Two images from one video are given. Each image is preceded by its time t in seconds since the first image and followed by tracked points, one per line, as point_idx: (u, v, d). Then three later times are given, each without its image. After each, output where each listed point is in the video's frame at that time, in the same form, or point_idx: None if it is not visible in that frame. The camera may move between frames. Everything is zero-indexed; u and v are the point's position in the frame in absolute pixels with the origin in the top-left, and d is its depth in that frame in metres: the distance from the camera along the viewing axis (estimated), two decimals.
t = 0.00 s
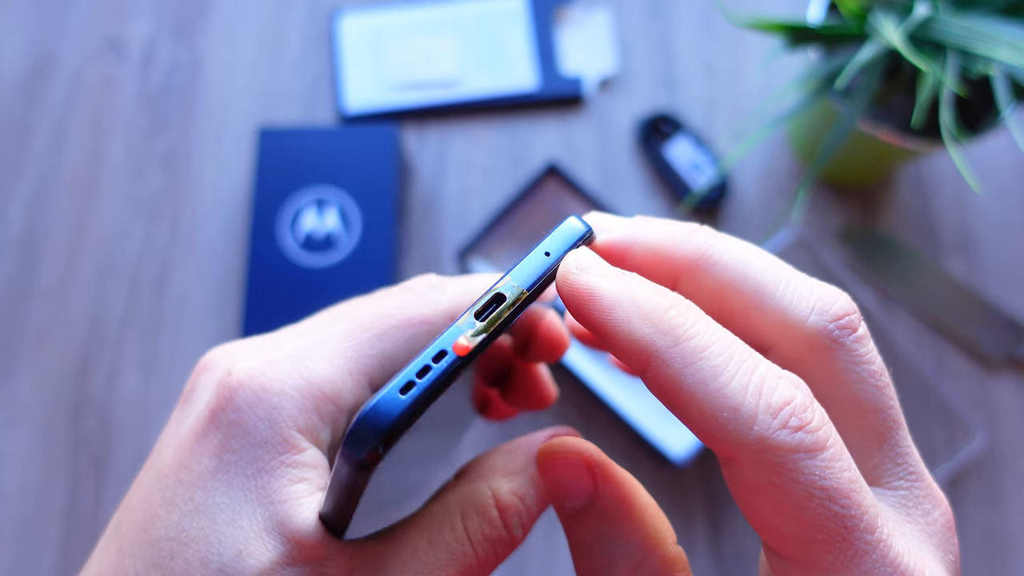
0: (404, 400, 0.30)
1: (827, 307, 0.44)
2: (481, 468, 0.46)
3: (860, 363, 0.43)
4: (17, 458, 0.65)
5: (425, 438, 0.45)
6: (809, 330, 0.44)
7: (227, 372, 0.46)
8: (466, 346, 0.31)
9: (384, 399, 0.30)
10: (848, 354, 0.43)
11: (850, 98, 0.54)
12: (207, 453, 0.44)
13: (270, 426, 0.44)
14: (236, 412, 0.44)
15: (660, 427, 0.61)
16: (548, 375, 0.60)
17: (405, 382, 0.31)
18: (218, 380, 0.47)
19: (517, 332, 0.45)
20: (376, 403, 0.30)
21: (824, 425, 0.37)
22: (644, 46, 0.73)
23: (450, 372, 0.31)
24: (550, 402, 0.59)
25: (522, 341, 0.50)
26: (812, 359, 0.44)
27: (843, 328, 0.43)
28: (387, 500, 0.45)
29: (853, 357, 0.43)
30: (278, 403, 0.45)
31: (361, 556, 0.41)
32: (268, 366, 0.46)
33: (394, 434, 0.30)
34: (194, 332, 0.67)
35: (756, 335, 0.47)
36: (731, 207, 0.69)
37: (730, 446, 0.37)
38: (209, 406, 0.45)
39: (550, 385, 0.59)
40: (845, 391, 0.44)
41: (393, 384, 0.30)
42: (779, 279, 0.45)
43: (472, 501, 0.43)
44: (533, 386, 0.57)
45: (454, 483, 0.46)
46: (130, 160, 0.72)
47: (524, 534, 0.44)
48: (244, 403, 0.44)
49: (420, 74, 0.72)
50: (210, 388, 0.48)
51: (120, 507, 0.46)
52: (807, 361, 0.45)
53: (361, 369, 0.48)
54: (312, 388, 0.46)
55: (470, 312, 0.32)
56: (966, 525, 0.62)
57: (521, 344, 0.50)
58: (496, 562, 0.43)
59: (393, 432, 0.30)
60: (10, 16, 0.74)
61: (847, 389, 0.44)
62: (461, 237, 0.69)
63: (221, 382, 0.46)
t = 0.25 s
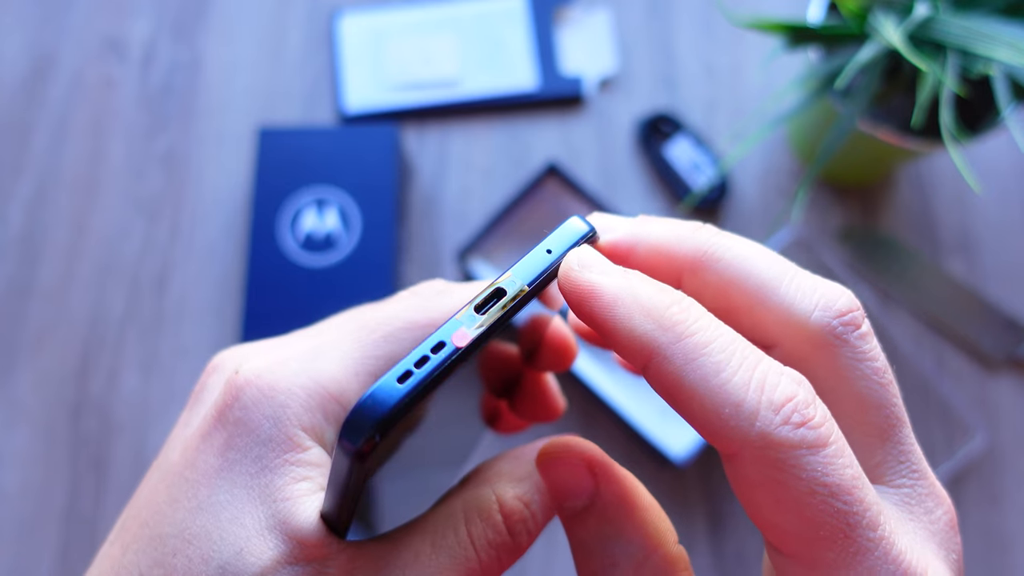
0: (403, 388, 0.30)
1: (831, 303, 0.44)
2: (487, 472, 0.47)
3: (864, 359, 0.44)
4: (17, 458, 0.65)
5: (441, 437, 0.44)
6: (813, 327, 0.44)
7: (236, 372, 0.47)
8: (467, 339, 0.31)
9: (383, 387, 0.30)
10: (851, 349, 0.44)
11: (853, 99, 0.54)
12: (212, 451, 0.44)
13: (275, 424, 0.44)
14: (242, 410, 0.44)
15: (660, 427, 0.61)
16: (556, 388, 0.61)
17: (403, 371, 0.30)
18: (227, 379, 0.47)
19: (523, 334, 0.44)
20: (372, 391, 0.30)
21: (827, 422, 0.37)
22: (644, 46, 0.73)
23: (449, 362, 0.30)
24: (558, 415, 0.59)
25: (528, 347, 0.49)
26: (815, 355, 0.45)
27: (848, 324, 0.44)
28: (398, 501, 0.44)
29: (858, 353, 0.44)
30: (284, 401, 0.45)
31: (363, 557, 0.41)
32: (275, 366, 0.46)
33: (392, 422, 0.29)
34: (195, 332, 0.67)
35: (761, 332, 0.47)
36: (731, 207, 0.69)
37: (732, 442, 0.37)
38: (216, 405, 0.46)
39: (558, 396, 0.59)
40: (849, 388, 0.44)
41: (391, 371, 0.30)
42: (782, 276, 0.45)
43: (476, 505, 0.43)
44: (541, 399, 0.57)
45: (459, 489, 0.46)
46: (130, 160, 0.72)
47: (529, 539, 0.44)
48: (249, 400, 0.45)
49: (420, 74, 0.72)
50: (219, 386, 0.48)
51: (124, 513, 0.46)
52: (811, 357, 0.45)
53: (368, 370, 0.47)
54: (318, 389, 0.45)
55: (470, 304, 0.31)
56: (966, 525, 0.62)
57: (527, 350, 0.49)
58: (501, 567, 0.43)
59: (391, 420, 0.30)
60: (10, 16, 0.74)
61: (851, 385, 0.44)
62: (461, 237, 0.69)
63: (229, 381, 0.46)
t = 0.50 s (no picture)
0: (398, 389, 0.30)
1: (824, 306, 0.44)
2: (482, 469, 0.47)
3: (856, 363, 0.44)
4: (17, 458, 0.65)
5: (436, 436, 0.45)
6: (805, 329, 0.44)
7: (230, 371, 0.47)
8: (462, 338, 0.31)
9: (378, 388, 0.30)
10: (844, 352, 0.44)
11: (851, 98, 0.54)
12: (207, 451, 0.44)
13: (270, 423, 0.44)
14: (237, 409, 0.44)
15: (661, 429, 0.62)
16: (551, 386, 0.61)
17: (398, 371, 0.30)
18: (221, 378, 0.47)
19: (517, 334, 0.45)
20: (368, 391, 0.30)
21: (815, 429, 0.37)
22: (644, 46, 0.73)
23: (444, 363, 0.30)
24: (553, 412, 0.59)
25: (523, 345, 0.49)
26: (807, 359, 0.45)
27: (839, 328, 0.44)
28: (391, 501, 0.44)
29: (849, 357, 0.44)
30: (279, 400, 0.45)
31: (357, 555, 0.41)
32: (270, 365, 0.46)
33: (388, 422, 0.29)
34: (195, 331, 0.67)
35: (754, 334, 0.46)
36: (731, 207, 0.69)
37: (720, 449, 0.37)
38: (211, 404, 0.46)
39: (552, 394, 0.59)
40: (841, 391, 0.44)
41: (387, 372, 0.30)
42: (775, 279, 0.45)
43: (471, 503, 0.43)
44: (536, 398, 0.57)
45: (454, 486, 0.46)
46: (129, 161, 0.72)
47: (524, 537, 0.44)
48: (244, 400, 0.45)
49: (420, 74, 0.72)
50: (213, 385, 0.48)
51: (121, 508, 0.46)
52: (802, 360, 0.45)
53: (363, 369, 0.47)
54: (313, 388, 0.45)
55: (466, 304, 0.31)
56: (967, 525, 0.62)
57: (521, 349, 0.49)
58: (496, 564, 0.43)
59: (386, 421, 0.30)
60: (10, 17, 0.74)
61: (843, 390, 0.44)
62: (461, 237, 0.69)
63: (224, 380, 0.46)
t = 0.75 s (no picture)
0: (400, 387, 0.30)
1: (819, 315, 0.44)
2: (480, 463, 0.47)
3: (846, 371, 0.44)
4: (17, 458, 0.65)
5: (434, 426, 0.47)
6: (797, 336, 0.44)
7: (228, 366, 0.47)
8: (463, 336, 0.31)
9: (381, 386, 0.30)
10: (834, 360, 0.44)
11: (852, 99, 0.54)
12: (206, 448, 0.44)
13: (269, 420, 0.44)
14: (236, 405, 0.44)
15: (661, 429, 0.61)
16: (546, 377, 0.61)
17: (401, 369, 0.30)
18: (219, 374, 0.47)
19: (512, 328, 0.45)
20: (370, 390, 0.30)
21: (798, 450, 0.37)
22: (644, 46, 0.73)
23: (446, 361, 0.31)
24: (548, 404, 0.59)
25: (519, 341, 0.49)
26: (799, 365, 0.45)
27: (831, 336, 0.44)
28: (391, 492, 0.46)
29: (840, 364, 0.44)
30: (278, 396, 0.45)
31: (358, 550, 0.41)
32: (269, 360, 0.46)
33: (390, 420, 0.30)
34: (194, 331, 0.67)
35: (747, 339, 0.46)
36: (731, 207, 0.69)
37: (701, 469, 0.37)
38: (209, 400, 0.46)
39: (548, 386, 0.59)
40: (831, 400, 0.44)
41: (389, 371, 0.30)
42: (769, 286, 0.45)
43: (470, 495, 0.43)
44: (532, 390, 0.58)
45: (452, 479, 0.46)
46: (129, 161, 0.72)
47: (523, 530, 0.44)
48: (243, 396, 0.45)
49: (420, 74, 0.72)
50: (211, 379, 0.48)
51: (119, 504, 0.46)
52: (794, 366, 0.45)
53: (361, 364, 0.48)
54: (311, 383, 0.46)
55: (467, 301, 0.32)
56: (967, 525, 0.62)
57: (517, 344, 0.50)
58: (495, 556, 0.43)
59: (389, 418, 0.30)
60: (9, 17, 0.74)
61: (833, 397, 0.44)
62: (461, 237, 0.69)
63: (222, 376, 0.46)
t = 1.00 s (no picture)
0: (418, 394, 0.31)
1: (822, 328, 0.44)
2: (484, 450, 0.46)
3: (846, 386, 0.43)
4: (17, 458, 0.65)
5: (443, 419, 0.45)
6: (800, 346, 0.44)
7: (231, 364, 0.46)
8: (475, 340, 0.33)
9: (400, 394, 0.31)
10: (832, 374, 0.43)
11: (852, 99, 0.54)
12: (213, 448, 0.43)
13: (276, 419, 0.43)
14: (242, 405, 0.44)
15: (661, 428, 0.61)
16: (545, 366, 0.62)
17: (418, 377, 0.31)
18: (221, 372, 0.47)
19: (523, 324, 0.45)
20: (390, 398, 0.31)
21: (783, 514, 0.35)
22: (644, 46, 0.73)
23: (461, 366, 0.32)
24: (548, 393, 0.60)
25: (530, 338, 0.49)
26: (800, 375, 0.44)
27: (832, 348, 0.44)
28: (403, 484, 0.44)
29: (840, 379, 0.43)
30: (284, 395, 0.44)
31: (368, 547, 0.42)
32: (273, 358, 0.46)
33: (409, 428, 0.31)
34: (195, 331, 0.67)
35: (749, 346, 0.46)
36: (731, 207, 0.69)
37: (687, 529, 0.36)
38: (213, 399, 0.45)
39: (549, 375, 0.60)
40: (827, 419, 0.44)
41: (406, 378, 0.31)
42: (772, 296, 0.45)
43: (476, 488, 0.43)
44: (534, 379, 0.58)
45: (457, 469, 0.46)
46: (129, 161, 0.72)
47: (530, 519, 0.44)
48: (249, 395, 0.44)
49: (420, 74, 0.72)
50: (212, 377, 0.48)
51: (121, 505, 0.46)
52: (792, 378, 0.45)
53: (365, 360, 0.48)
54: (316, 379, 0.45)
55: (479, 305, 0.33)
56: (966, 525, 0.62)
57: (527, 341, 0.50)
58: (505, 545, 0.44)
59: (409, 425, 0.31)
60: (9, 17, 0.74)
61: (830, 411, 0.43)
62: (461, 237, 0.69)
63: (225, 374, 0.46)
